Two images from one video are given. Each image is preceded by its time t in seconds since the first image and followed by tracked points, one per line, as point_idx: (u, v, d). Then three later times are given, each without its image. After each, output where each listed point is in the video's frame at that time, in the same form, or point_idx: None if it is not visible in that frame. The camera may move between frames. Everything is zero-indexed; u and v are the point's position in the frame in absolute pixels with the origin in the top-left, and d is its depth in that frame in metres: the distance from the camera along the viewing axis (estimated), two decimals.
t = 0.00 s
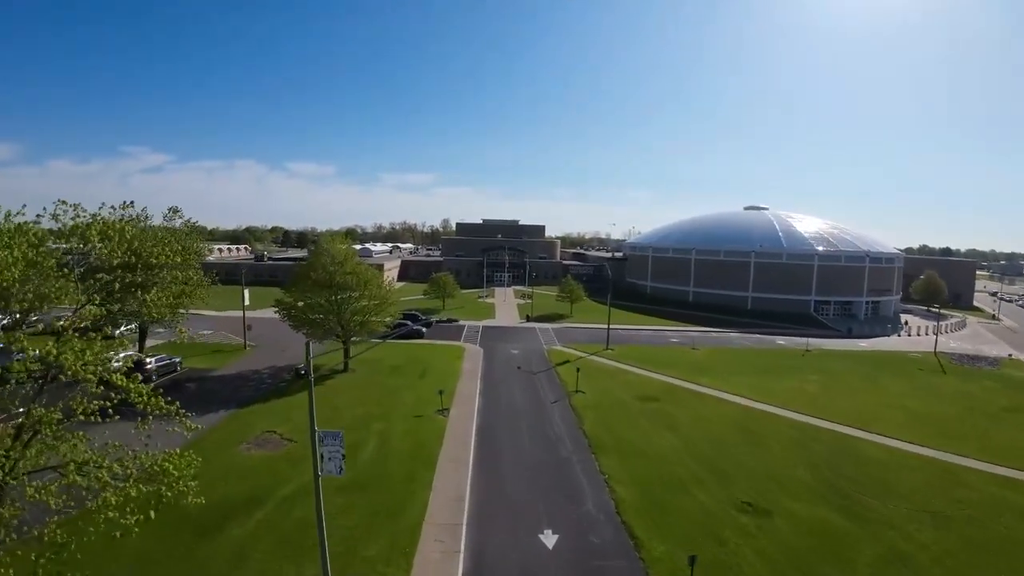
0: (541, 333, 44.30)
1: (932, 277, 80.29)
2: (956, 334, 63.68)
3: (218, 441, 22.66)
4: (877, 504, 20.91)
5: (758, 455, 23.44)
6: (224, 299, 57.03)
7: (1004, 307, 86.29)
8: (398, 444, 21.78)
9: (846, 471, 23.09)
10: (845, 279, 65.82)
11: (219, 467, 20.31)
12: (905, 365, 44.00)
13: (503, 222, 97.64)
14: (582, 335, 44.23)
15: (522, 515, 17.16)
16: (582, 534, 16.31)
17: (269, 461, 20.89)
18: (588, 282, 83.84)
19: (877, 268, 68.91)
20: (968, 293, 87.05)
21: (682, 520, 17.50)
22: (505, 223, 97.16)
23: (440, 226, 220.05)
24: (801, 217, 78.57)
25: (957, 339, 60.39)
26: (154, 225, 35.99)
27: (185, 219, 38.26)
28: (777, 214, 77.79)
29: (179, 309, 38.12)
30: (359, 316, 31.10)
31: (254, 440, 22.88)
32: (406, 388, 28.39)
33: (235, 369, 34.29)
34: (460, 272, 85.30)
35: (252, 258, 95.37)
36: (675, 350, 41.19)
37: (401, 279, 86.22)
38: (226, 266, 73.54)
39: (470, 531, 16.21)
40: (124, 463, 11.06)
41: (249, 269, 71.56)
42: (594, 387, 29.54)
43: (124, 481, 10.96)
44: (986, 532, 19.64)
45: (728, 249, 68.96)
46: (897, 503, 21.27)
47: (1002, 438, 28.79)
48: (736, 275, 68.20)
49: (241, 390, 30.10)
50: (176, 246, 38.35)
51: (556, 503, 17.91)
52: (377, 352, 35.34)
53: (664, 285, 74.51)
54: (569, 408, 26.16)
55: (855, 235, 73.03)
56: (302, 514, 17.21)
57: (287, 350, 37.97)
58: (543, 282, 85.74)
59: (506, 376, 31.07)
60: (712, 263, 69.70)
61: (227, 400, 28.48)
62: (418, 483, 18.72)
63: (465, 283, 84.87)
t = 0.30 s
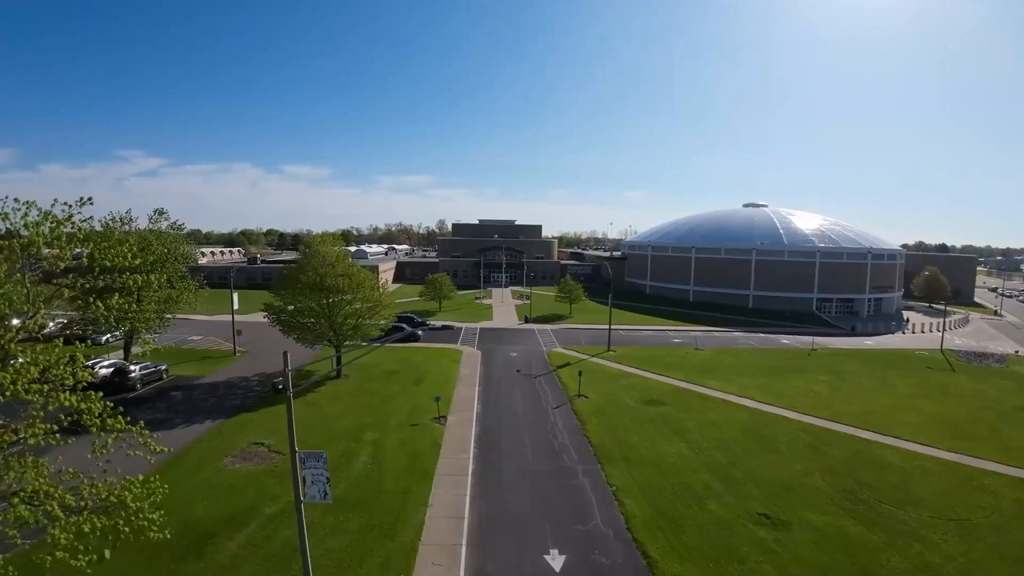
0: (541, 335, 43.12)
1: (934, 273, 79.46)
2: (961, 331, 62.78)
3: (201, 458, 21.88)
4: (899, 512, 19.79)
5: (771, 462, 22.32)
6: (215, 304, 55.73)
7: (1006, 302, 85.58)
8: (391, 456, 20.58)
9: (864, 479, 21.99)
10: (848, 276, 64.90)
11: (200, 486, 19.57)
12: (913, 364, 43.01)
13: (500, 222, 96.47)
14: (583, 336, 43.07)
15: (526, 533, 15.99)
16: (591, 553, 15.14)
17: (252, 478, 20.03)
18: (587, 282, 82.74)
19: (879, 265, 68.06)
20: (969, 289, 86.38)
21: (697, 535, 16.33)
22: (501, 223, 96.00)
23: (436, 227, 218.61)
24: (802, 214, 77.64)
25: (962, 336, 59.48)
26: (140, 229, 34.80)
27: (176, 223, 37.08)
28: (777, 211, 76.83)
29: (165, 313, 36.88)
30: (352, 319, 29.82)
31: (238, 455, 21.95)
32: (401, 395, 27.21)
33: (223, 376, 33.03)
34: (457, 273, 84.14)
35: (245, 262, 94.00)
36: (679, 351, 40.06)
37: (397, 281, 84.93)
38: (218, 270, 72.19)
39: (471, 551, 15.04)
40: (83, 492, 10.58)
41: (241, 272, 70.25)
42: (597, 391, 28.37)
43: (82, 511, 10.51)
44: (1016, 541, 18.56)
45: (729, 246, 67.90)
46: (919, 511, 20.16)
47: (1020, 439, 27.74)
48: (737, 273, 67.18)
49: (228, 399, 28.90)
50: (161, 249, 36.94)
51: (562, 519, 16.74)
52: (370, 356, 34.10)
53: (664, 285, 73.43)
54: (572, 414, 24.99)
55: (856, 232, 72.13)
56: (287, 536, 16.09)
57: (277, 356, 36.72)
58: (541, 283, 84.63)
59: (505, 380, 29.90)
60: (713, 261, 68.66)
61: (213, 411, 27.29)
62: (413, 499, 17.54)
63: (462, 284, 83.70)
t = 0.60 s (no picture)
0: (536, 336, 42.02)
1: (928, 268, 79.29)
2: (958, 326, 62.45)
3: (181, 475, 20.76)
4: (916, 519, 18.89)
5: (781, 468, 21.37)
6: (200, 309, 54.16)
7: (1000, 297, 85.69)
8: (381, 469, 19.41)
9: (878, 485, 21.10)
10: (844, 272, 64.39)
11: (178, 509, 18.46)
12: (914, 361, 42.39)
13: (492, 222, 95.38)
14: (579, 337, 42.06)
15: (528, 552, 14.89)
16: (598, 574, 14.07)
17: (233, 497, 18.89)
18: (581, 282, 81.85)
19: (875, 261, 67.64)
20: (963, 284, 86.36)
21: (710, 551, 15.30)
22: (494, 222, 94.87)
23: (428, 228, 217.10)
24: (796, 211, 77.19)
25: (960, 332, 59.09)
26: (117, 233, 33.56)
27: (159, 226, 35.71)
28: (772, 207, 76.30)
29: (146, 319, 35.66)
30: (340, 323, 28.54)
31: (219, 471, 20.81)
32: (392, 402, 26.04)
33: (206, 385, 31.66)
34: (449, 274, 82.93)
35: (232, 265, 92.16)
36: (678, 351, 39.09)
37: (388, 283, 83.56)
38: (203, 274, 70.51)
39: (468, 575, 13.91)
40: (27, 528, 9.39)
41: (228, 276, 68.58)
42: (597, 394, 27.34)
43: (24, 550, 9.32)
44: None
45: (724, 244, 67.20)
46: (936, 516, 19.27)
47: None
48: (733, 271, 66.49)
49: (211, 410, 27.62)
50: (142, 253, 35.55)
51: (566, 535, 15.67)
52: (360, 362, 32.84)
53: (659, 283, 72.62)
54: (571, 420, 23.93)
55: (851, 228, 71.72)
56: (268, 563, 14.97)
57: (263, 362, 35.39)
58: (534, 283, 83.62)
59: (501, 385, 28.80)
60: (708, 259, 67.93)
61: (195, 423, 26.02)
62: (404, 517, 16.38)
63: (455, 285, 82.51)
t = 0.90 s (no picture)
0: (530, 337, 40.92)
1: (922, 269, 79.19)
2: (953, 327, 62.15)
3: (154, 489, 19.45)
4: (931, 531, 18.01)
5: (789, 477, 20.42)
6: (184, 310, 52.46)
7: (993, 297, 85.80)
8: (368, 481, 18.21)
9: (888, 495, 20.25)
10: (840, 272, 63.88)
11: (148, 526, 17.16)
12: (914, 363, 41.85)
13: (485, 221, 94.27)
14: (574, 338, 41.01)
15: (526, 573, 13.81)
16: None
17: (208, 513, 17.62)
18: (574, 282, 80.86)
19: (870, 260, 67.21)
20: (957, 283, 86.35)
21: (721, 570, 14.29)
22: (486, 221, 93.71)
23: (419, 227, 215.46)
24: (791, 210, 76.66)
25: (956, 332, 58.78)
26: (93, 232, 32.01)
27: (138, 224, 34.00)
28: (766, 206, 75.70)
29: (123, 320, 34.23)
30: (327, 325, 27.31)
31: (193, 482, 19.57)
32: (379, 407, 24.88)
33: (186, 390, 30.21)
34: (441, 274, 81.64)
35: (219, 265, 90.10)
36: (676, 353, 38.15)
37: (379, 283, 82.10)
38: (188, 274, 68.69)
39: None
40: None
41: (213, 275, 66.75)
42: (594, 398, 26.28)
43: None
44: None
45: (719, 243, 66.43)
46: (952, 527, 18.41)
47: None
48: (729, 271, 65.77)
49: (190, 417, 26.24)
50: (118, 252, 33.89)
51: (566, 554, 14.60)
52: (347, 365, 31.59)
53: (653, 283, 71.79)
54: (568, 426, 22.85)
55: (846, 227, 71.27)
56: None
57: (247, 365, 33.99)
58: (527, 283, 82.52)
59: (494, 389, 27.67)
60: (703, 259, 67.14)
61: (173, 431, 24.65)
62: (390, 537, 15.15)
63: (446, 285, 81.23)
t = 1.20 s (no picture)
0: (527, 339, 39.83)
1: (923, 272, 78.51)
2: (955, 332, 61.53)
3: (127, 499, 18.26)
4: (952, 549, 17.07)
5: (799, 491, 19.44)
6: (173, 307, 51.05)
7: (994, 301, 85.31)
8: (354, 493, 17.07)
9: (903, 511, 19.28)
10: (842, 275, 63.02)
11: (118, 541, 15.98)
12: (919, 370, 41.04)
13: (481, 220, 93.12)
14: (573, 340, 39.94)
15: None
16: None
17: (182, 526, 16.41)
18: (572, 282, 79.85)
19: (871, 263, 66.41)
20: (957, 287, 85.90)
21: None
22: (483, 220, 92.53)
23: (416, 226, 214.15)
24: (792, 212, 75.78)
25: (959, 337, 58.10)
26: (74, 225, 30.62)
27: (121, 218, 32.58)
28: (766, 208, 74.74)
29: (106, 317, 32.99)
30: (316, 325, 26.12)
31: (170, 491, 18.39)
32: (369, 412, 23.73)
33: (169, 391, 28.96)
34: (437, 273, 80.52)
35: (211, 261, 88.47)
36: (677, 356, 37.13)
37: (373, 281, 80.83)
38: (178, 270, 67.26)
39: None
40: None
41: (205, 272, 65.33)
42: (594, 403, 25.22)
43: None
44: None
45: (720, 244, 65.43)
46: (973, 544, 17.45)
47: None
48: (729, 272, 64.82)
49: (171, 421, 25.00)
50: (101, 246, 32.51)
51: None
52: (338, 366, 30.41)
53: (652, 284, 70.81)
54: (567, 434, 21.77)
55: (848, 230, 70.43)
56: None
57: (234, 366, 32.72)
58: (524, 283, 81.47)
59: (490, 393, 26.56)
60: (703, 260, 66.15)
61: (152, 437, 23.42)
62: (377, 556, 14.01)
63: (443, 285, 80.09)
